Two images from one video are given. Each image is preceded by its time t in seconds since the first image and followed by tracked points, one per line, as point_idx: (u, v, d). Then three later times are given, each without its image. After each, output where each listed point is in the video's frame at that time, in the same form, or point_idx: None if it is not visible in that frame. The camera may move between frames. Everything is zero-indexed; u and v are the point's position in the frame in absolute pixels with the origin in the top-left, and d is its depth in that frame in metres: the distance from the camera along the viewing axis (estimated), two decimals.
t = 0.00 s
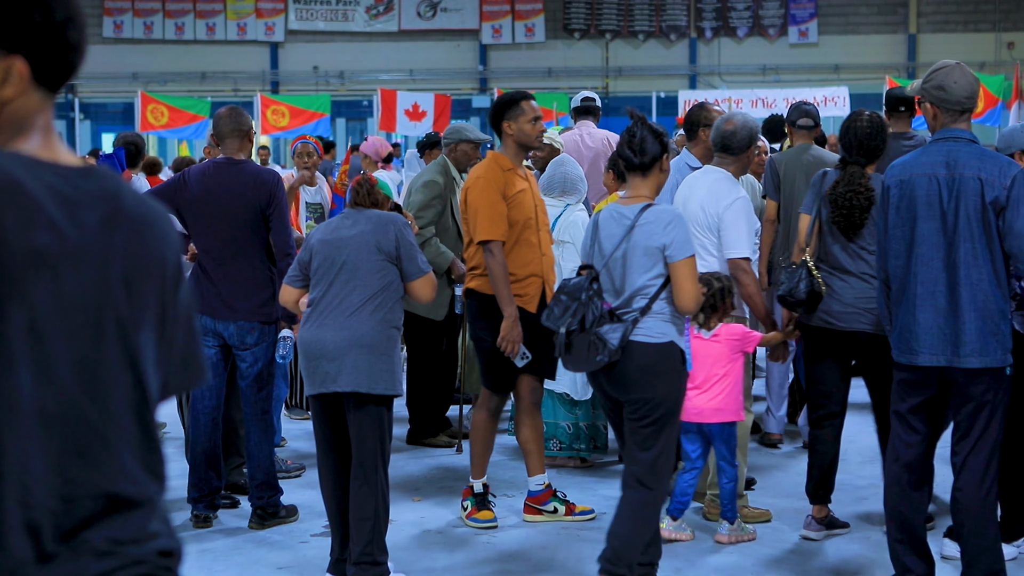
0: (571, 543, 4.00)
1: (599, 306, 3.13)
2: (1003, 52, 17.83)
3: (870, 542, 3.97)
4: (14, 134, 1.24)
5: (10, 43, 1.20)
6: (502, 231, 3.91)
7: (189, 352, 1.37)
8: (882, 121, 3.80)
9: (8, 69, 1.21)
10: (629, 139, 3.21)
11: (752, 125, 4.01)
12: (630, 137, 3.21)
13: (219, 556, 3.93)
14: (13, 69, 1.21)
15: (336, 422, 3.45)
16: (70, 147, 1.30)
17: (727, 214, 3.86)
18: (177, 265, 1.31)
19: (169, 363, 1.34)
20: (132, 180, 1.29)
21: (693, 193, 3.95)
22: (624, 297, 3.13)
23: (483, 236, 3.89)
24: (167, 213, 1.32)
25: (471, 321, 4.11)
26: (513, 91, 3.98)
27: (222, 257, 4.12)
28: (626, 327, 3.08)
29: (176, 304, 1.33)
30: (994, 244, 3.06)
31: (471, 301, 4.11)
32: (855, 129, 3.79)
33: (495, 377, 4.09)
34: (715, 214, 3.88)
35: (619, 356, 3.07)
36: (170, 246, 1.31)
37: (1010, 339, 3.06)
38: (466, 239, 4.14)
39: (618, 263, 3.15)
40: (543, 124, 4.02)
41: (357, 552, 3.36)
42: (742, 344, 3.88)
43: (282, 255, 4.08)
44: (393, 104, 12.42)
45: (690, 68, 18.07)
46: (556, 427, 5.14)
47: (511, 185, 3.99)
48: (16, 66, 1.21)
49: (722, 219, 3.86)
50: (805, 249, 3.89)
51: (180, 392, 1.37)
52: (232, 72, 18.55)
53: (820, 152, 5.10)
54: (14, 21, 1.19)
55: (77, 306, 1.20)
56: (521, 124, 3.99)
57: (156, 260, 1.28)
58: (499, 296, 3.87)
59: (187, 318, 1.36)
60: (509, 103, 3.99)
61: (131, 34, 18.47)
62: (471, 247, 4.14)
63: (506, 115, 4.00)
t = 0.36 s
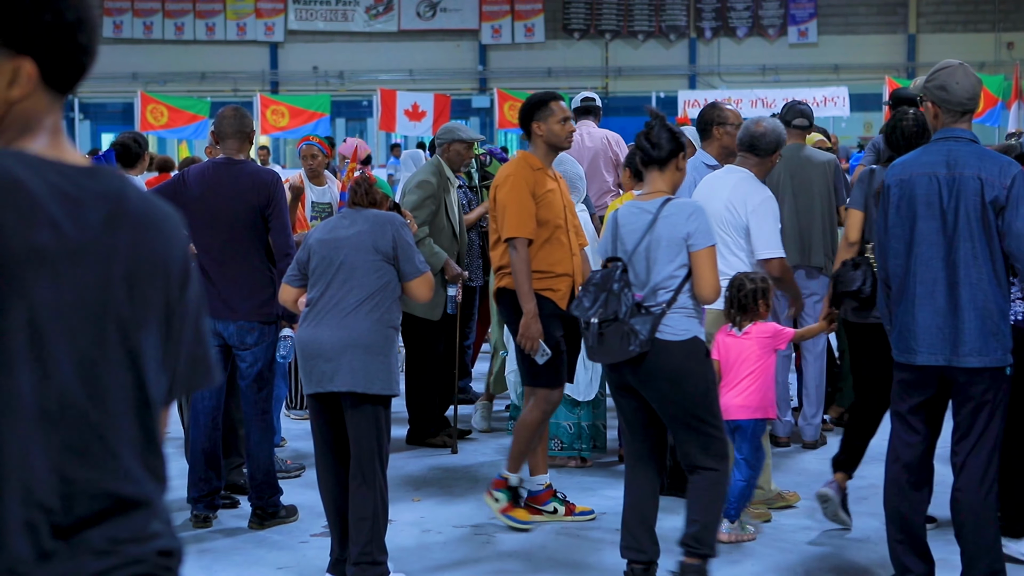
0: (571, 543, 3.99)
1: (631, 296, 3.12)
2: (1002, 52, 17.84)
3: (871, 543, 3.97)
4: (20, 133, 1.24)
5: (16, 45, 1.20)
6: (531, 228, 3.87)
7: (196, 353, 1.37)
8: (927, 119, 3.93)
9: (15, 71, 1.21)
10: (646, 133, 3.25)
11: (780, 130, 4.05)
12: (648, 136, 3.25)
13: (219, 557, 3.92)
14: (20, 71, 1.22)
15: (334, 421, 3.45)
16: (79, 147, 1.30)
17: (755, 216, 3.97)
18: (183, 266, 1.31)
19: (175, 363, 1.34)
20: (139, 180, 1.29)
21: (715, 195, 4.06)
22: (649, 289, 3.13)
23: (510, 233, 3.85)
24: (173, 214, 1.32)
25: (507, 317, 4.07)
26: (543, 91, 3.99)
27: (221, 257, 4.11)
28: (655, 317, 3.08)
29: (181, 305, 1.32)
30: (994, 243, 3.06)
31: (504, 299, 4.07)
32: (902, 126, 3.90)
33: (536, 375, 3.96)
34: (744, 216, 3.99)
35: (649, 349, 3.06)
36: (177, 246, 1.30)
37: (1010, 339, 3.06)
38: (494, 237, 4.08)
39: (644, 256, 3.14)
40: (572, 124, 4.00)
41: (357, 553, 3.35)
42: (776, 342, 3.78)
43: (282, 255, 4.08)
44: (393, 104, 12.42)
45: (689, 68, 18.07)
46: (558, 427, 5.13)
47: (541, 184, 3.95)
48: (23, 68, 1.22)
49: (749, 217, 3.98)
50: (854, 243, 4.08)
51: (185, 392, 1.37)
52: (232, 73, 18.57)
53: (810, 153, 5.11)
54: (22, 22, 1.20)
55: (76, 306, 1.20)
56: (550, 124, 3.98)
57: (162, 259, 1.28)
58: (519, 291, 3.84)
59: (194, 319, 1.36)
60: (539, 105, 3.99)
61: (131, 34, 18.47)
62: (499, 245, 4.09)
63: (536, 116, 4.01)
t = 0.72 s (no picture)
0: (571, 543, 4.00)
1: (686, 301, 3.11)
2: (1003, 52, 17.84)
3: (870, 542, 3.97)
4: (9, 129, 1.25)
5: None
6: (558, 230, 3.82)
7: (207, 351, 1.36)
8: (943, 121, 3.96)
9: None
10: (696, 136, 3.24)
11: (799, 131, 4.08)
12: (700, 140, 3.24)
13: (220, 556, 3.93)
14: None
15: (334, 420, 3.46)
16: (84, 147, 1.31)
17: (785, 211, 3.99)
18: (186, 267, 1.31)
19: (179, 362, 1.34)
20: (141, 180, 1.29)
21: (739, 194, 4.02)
22: (703, 294, 3.14)
23: (542, 237, 3.80)
24: (179, 211, 1.31)
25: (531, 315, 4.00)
26: (572, 91, 3.95)
27: (220, 256, 4.11)
28: (710, 321, 3.09)
29: (185, 306, 1.32)
30: (995, 243, 3.07)
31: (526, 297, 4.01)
32: (920, 127, 3.92)
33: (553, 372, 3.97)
34: (774, 212, 4.00)
35: (707, 354, 3.09)
36: (181, 247, 1.30)
37: (1011, 339, 3.06)
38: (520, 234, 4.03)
39: (696, 260, 3.14)
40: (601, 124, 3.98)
41: (358, 552, 3.35)
42: (818, 340, 3.84)
43: (282, 255, 4.08)
44: (393, 104, 12.43)
45: (690, 68, 18.07)
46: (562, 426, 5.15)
47: (569, 185, 3.91)
48: None
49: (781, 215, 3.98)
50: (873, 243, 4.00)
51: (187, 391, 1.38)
52: (232, 72, 18.57)
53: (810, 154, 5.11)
54: (24, 24, 1.21)
55: (74, 307, 1.20)
56: (579, 125, 3.94)
57: (165, 260, 1.28)
58: (544, 294, 3.80)
59: (203, 317, 1.35)
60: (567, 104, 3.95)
61: (131, 34, 18.48)
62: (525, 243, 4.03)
63: (564, 116, 3.96)
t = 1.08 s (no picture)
0: (571, 543, 4.00)
1: (727, 292, 3.20)
2: (1002, 52, 17.86)
3: (870, 541, 3.97)
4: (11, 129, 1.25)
5: None
6: (603, 234, 3.77)
7: (209, 346, 1.38)
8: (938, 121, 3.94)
9: None
10: (749, 134, 3.27)
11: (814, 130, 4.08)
12: (751, 137, 3.27)
13: (220, 556, 3.93)
14: None
15: (333, 420, 3.45)
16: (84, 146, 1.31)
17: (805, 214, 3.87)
18: (188, 265, 1.31)
19: (184, 358, 1.35)
20: (143, 179, 1.29)
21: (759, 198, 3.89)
22: (745, 285, 3.23)
23: (586, 242, 3.73)
24: (181, 210, 1.31)
25: (575, 320, 3.89)
26: (599, 90, 3.89)
27: (222, 258, 4.11)
28: (749, 313, 3.18)
29: (186, 305, 1.33)
30: (994, 244, 3.07)
31: (568, 304, 3.90)
32: (914, 127, 3.92)
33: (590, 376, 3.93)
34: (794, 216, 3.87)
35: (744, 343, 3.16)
36: (183, 245, 1.30)
37: (1010, 339, 3.07)
38: (558, 240, 3.95)
39: (739, 252, 3.24)
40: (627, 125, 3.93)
41: (357, 552, 3.35)
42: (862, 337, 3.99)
43: (283, 255, 4.09)
44: (393, 104, 12.43)
45: (689, 68, 18.06)
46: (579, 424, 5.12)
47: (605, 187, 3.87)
48: None
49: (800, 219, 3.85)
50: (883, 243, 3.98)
51: (190, 390, 1.38)
52: (232, 72, 18.55)
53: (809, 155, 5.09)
54: (22, 25, 1.21)
55: (78, 307, 1.20)
56: (606, 125, 3.89)
57: (167, 259, 1.28)
58: (600, 299, 3.74)
59: (204, 313, 1.36)
60: (594, 102, 3.89)
61: (131, 34, 18.46)
62: (562, 247, 3.95)
63: (591, 116, 3.91)
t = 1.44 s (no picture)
0: (570, 543, 4.00)
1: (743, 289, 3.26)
2: (1002, 52, 17.86)
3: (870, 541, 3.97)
4: (14, 128, 1.25)
5: None
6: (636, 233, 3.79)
7: (220, 347, 1.36)
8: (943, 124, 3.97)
9: None
10: (767, 143, 3.31)
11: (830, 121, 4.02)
12: (767, 143, 3.31)
13: (219, 557, 3.93)
14: None
15: (333, 420, 3.45)
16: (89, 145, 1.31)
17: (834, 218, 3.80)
18: (193, 268, 1.31)
19: (188, 361, 1.33)
20: (148, 180, 1.29)
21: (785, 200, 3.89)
22: (764, 284, 3.28)
23: (620, 241, 3.74)
24: (187, 212, 1.31)
25: (608, 322, 3.92)
26: (619, 89, 3.93)
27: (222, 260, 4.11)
28: (766, 310, 3.23)
29: (191, 308, 1.32)
30: (993, 244, 3.07)
31: (598, 304, 3.93)
32: (924, 131, 3.93)
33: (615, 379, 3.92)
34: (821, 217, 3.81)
35: (759, 339, 3.22)
36: (189, 247, 1.30)
37: (1010, 338, 3.07)
38: (587, 241, 3.98)
39: (757, 251, 3.30)
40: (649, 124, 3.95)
41: (356, 552, 3.36)
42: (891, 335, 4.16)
43: (283, 255, 4.09)
44: (393, 104, 12.44)
45: (689, 68, 18.08)
46: (588, 423, 5.06)
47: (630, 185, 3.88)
48: None
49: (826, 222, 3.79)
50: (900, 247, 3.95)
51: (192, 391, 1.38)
52: (231, 72, 18.55)
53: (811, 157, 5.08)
54: (27, 24, 1.21)
55: (77, 310, 1.21)
56: (629, 123, 3.92)
57: (171, 262, 1.28)
58: (641, 297, 3.78)
59: (212, 313, 1.35)
60: (617, 101, 3.93)
61: (131, 34, 18.46)
62: (591, 249, 3.97)
63: (614, 114, 3.94)
